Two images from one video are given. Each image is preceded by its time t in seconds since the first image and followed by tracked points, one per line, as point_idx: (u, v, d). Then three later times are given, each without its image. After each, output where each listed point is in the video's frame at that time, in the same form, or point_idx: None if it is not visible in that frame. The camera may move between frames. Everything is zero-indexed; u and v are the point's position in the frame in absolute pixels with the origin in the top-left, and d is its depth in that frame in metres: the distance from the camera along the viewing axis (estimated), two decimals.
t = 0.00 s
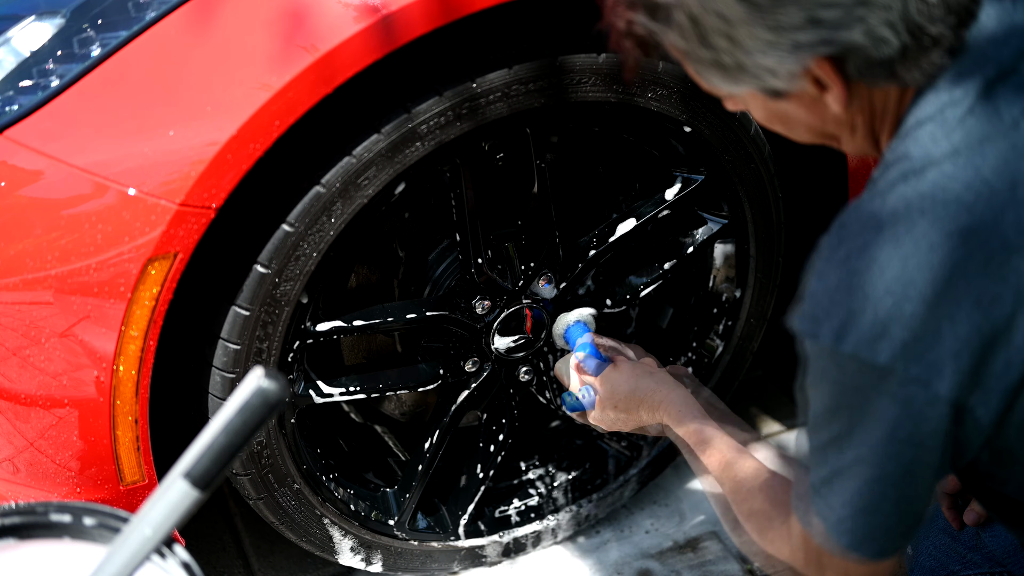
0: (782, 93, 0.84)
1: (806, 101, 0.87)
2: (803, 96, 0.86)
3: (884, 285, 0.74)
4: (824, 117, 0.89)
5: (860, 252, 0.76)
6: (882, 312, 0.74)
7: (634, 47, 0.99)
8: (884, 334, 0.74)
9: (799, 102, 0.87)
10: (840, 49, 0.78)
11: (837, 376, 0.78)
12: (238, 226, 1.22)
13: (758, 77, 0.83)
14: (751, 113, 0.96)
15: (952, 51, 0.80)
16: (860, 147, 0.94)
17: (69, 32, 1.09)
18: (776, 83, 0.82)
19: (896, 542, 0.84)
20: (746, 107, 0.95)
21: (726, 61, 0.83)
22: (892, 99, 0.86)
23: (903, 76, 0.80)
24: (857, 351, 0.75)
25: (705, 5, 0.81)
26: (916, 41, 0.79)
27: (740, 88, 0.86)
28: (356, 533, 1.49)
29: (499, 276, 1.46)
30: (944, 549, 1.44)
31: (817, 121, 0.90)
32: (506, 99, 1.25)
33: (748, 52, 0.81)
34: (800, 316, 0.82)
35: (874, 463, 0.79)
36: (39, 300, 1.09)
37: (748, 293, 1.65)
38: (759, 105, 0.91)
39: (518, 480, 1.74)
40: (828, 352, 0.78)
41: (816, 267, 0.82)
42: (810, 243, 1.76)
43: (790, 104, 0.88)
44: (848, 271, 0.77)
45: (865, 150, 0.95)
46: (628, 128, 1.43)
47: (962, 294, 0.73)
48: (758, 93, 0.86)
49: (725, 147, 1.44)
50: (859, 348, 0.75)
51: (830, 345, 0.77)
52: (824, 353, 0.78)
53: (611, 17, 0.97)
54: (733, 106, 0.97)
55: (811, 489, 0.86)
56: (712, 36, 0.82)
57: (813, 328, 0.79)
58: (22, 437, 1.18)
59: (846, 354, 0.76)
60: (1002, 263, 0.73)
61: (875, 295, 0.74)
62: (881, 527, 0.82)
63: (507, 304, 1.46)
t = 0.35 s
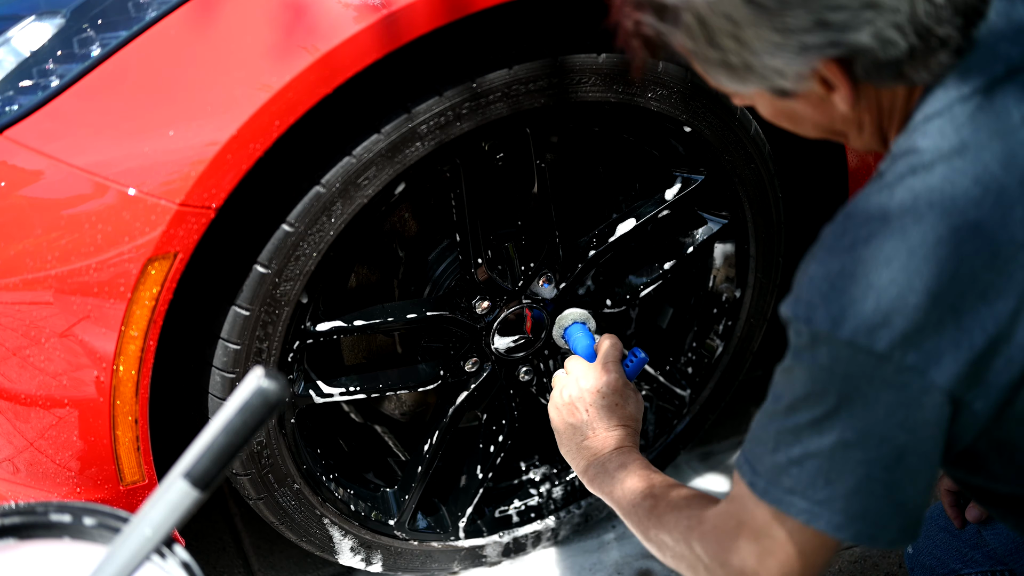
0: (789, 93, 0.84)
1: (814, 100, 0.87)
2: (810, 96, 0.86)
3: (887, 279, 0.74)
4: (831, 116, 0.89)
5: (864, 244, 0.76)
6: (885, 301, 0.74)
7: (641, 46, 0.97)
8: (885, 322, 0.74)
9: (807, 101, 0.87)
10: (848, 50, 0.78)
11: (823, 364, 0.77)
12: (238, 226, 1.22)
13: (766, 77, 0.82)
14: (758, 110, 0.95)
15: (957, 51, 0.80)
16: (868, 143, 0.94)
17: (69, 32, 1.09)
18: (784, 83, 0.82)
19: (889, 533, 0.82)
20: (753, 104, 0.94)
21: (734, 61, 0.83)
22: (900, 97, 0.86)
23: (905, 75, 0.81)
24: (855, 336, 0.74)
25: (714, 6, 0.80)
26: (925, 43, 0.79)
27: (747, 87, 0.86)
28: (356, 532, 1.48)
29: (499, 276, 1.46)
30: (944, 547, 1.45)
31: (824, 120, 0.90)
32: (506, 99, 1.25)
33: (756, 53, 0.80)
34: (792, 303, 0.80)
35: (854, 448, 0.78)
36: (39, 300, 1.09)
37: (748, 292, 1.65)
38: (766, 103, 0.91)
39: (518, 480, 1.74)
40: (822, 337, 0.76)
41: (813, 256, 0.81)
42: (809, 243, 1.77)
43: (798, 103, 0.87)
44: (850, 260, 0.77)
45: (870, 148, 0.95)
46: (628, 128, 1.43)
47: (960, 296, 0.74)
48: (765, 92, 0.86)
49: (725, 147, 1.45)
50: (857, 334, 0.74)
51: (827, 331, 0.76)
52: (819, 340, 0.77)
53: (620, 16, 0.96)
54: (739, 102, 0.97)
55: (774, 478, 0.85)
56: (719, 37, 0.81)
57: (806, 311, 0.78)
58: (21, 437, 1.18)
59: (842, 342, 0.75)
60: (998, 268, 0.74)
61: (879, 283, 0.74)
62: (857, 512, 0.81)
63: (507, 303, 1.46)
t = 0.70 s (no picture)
0: (783, 87, 0.84)
1: (807, 96, 0.87)
2: (804, 91, 0.86)
3: (885, 279, 0.74)
4: (825, 111, 0.89)
5: (859, 249, 0.77)
6: (884, 303, 0.74)
7: (637, 38, 1.01)
8: (889, 325, 0.73)
9: (800, 97, 0.87)
10: (840, 48, 0.78)
11: (833, 373, 0.78)
12: (238, 226, 1.21)
13: (760, 72, 0.83)
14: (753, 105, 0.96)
15: (953, 49, 0.80)
16: (863, 139, 0.94)
17: (69, 32, 1.09)
18: (778, 78, 0.83)
19: (908, 531, 0.83)
20: (748, 98, 0.94)
21: (729, 55, 0.83)
22: (893, 94, 0.86)
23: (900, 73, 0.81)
24: (860, 342, 0.75)
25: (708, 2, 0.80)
26: (917, 40, 0.79)
27: (742, 81, 0.86)
28: (356, 533, 1.48)
29: (499, 276, 1.46)
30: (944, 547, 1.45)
31: (817, 115, 0.90)
32: (506, 99, 1.25)
33: (750, 48, 0.81)
34: (804, 307, 0.80)
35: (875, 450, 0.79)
36: (39, 300, 1.09)
37: (748, 292, 1.65)
38: (761, 97, 0.91)
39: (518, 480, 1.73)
40: (831, 344, 0.77)
41: (817, 261, 0.82)
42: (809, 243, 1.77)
43: (792, 98, 0.88)
44: (850, 262, 0.77)
45: (866, 143, 0.95)
46: (628, 128, 1.43)
47: (956, 294, 0.73)
48: (759, 86, 0.86)
49: (724, 148, 1.45)
50: (863, 340, 0.74)
51: (833, 337, 0.76)
52: (828, 346, 0.77)
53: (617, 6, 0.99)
54: (736, 95, 0.97)
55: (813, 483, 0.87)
56: (714, 32, 0.82)
57: (816, 320, 0.78)
58: (22, 437, 1.18)
59: (847, 346, 0.76)
60: (992, 265, 0.73)
61: (877, 287, 0.74)
62: (895, 510, 0.82)
63: (507, 304, 1.46)
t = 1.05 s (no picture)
0: (782, 80, 0.85)
1: (807, 89, 0.87)
2: (804, 85, 0.86)
3: (882, 278, 0.74)
4: (825, 105, 0.89)
5: (856, 247, 0.77)
6: (881, 302, 0.74)
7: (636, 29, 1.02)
8: (885, 324, 0.74)
9: (800, 90, 0.87)
10: (841, 40, 0.78)
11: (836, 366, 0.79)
12: (238, 226, 1.21)
13: (759, 64, 0.83)
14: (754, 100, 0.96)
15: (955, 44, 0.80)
16: (864, 136, 0.94)
17: (69, 32, 1.09)
18: (776, 70, 0.83)
19: (905, 530, 0.83)
20: (749, 93, 0.95)
21: (729, 47, 0.84)
22: (893, 90, 0.86)
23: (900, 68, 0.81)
24: (858, 340, 0.75)
25: None
26: (919, 35, 0.78)
27: (742, 74, 0.87)
28: (356, 533, 1.48)
29: (498, 276, 1.46)
30: (944, 548, 1.44)
31: (817, 109, 0.90)
32: (506, 99, 1.25)
33: (751, 39, 0.81)
34: (804, 305, 0.82)
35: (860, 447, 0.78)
36: (39, 300, 1.09)
37: (748, 292, 1.65)
38: (761, 91, 0.91)
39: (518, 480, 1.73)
40: (830, 342, 0.78)
41: (814, 258, 0.82)
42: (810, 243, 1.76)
43: (792, 91, 0.88)
44: (847, 263, 0.77)
45: (866, 139, 0.95)
46: (628, 128, 1.43)
47: (955, 294, 0.73)
48: (759, 79, 0.87)
49: (724, 147, 1.45)
50: (860, 339, 0.75)
51: (832, 336, 0.77)
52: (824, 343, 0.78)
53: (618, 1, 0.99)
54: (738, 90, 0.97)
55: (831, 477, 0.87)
56: (715, 22, 0.82)
57: (816, 317, 0.79)
58: (22, 437, 1.18)
59: (847, 345, 0.76)
60: (991, 265, 0.73)
61: (874, 284, 0.75)
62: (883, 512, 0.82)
63: (507, 304, 1.46)
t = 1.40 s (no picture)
0: (793, 77, 0.84)
1: (818, 87, 0.87)
2: (814, 82, 0.86)
3: (888, 267, 0.74)
4: (835, 103, 0.89)
5: (867, 234, 0.76)
6: (884, 288, 0.74)
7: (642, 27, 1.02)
8: (884, 310, 0.73)
9: (811, 87, 0.87)
10: (852, 36, 0.78)
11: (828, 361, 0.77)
12: (238, 227, 1.21)
13: (770, 61, 0.83)
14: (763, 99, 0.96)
15: (962, 43, 0.80)
16: (872, 134, 0.94)
17: (69, 32, 1.09)
18: (787, 67, 0.83)
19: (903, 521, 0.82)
20: (758, 91, 0.94)
21: (739, 45, 0.84)
22: (904, 86, 0.86)
23: (912, 64, 0.81)
24: (852, 324, 0.74)
25: None
26: (930, 31, 0.78)
27: (752, 71, 0.87)
28: (356, 533, 1.48)
29: (498, 277, 1.46)
30: (944, 547, 1.44)
31: (827, 108, 0.90)
32: (506, 99, 1.25)
33: (761, 36, 0.81)
34: (789, 288, 0.81)
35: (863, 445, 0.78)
36: (39, 300, 1.09)
37: (748, 292, 1.65)
38: (771, 89, 0.91)
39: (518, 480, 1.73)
40: (817, 324, 0.77)
41: (812, 246, 0.82)
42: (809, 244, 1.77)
43: (802, 89, 0.88)
44: (856, 251, 0.76)
45: (874, 138, 0.95)
46: (629, 128, 1.43)
47: (962, 290, 0.74)
48: (769, 76, 0.86)
49: (725, 147, 1.45)
50: (854, 323, 0.74)
51: (824, 317, 0.76)
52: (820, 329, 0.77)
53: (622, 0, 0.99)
54: (746, 88, 0.97)
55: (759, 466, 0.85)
56: (725, 19, 0.82)
57: (800, 299, 0.79)
58: (22, 437, 1.18)
59: (840, 327, 0.75)
60: (1002, 262, 0.74)
61: (880, 271, 0.74)
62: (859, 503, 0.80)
63: (508, 303, 1.46)
